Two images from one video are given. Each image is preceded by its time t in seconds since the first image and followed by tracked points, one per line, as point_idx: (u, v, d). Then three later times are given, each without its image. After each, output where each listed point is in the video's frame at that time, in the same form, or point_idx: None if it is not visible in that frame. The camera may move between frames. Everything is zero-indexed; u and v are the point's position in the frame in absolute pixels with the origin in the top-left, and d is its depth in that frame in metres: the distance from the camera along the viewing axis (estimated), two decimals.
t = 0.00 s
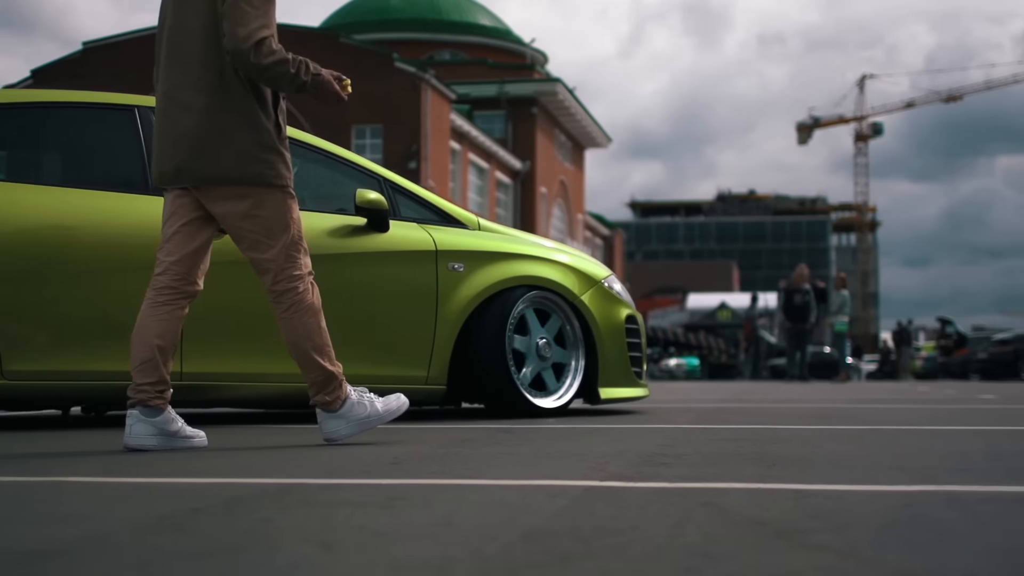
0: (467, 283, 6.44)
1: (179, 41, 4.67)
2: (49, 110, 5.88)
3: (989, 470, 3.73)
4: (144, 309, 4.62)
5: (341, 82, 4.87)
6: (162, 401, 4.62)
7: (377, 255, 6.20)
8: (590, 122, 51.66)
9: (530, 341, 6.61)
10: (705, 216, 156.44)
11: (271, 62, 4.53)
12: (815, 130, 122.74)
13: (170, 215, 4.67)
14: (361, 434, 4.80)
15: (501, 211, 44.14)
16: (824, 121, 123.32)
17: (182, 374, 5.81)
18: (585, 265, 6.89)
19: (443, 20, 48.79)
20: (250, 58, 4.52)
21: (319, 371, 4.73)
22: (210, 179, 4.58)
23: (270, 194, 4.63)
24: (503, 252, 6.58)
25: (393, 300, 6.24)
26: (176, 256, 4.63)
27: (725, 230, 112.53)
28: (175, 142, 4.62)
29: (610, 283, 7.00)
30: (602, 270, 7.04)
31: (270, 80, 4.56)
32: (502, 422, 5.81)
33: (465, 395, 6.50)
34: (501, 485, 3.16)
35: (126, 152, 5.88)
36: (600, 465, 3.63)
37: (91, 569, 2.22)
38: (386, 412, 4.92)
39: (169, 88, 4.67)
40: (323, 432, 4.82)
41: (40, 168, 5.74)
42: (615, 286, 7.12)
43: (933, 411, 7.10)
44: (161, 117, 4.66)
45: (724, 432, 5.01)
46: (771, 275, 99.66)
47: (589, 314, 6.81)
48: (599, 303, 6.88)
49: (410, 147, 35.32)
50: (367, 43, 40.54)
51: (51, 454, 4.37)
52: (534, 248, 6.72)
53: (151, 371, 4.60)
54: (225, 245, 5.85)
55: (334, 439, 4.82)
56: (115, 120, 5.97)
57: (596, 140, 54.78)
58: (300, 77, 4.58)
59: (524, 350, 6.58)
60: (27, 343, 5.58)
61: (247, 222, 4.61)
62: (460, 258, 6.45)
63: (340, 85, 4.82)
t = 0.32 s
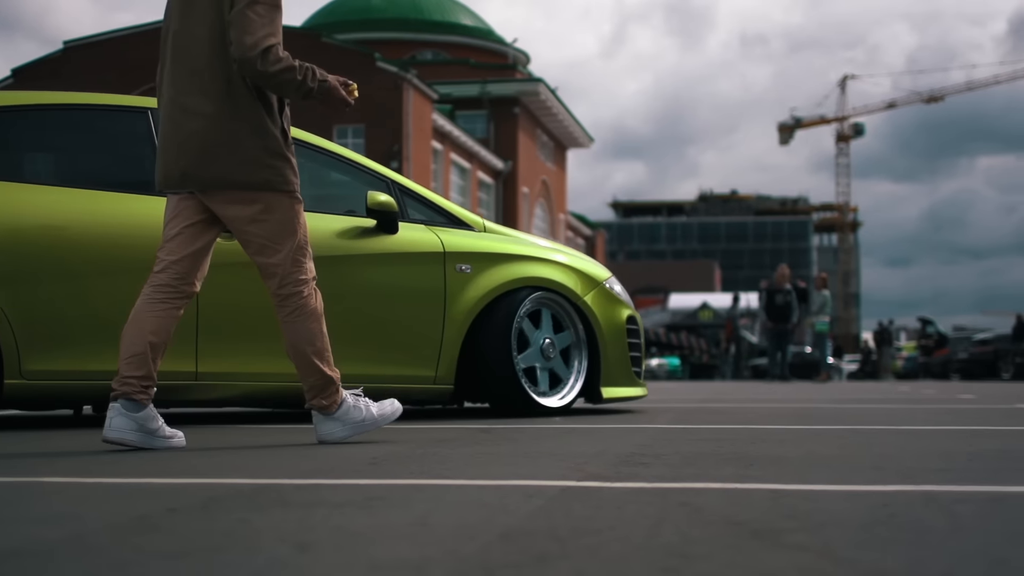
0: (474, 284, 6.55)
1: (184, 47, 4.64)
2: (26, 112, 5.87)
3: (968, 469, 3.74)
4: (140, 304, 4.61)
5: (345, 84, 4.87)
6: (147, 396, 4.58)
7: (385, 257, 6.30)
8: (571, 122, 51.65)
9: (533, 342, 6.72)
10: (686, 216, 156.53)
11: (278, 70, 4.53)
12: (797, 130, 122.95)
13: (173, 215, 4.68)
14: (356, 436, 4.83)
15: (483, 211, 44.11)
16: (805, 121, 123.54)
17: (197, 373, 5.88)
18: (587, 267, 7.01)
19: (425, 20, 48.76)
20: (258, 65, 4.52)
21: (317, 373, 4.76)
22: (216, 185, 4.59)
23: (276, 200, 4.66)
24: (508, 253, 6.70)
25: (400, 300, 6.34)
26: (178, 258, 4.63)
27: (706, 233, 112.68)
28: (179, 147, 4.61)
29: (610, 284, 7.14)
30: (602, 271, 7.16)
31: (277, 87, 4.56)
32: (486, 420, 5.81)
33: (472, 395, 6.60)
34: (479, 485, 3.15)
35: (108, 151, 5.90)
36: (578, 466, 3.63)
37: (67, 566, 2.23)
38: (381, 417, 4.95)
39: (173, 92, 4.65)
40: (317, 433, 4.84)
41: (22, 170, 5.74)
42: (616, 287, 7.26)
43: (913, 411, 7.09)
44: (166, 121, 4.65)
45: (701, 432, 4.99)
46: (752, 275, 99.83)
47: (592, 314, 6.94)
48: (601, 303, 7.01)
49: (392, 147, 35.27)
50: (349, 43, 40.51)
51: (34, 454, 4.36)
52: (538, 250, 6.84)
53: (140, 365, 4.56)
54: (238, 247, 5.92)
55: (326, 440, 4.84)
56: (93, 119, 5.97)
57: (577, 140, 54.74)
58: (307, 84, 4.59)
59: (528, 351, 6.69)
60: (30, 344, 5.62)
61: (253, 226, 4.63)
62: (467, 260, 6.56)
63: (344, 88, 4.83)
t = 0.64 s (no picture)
0: (483, 284, 6.65)
1: (193, 50, 4.66)
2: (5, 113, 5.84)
3: (947, 469, 3.73)
4: (143, 299, 4.58)
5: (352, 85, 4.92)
6: (137, 388, 4.54)
7: (396, 259, 6.38)
8: (554, 121, 51.65)
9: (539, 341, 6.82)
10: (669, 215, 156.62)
11: (287, 74, 4.56)
12: (781, 130, 123.12)
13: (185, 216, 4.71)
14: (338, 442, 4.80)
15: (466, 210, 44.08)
16: (788, 121, 123.73)
17: (213, 372, 5.91)
18: (588, 268, 7.15)
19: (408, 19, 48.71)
20: (268, 70, 4.54)
21: (313, 374, 4.79)
22: (228, 187, 4.62)
23: (287, 198, 4.71)
24: (515, 254, 6.81)
25: (411, 301, 6.42)
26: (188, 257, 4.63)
27: (688, 234, 112.77)
28: (191, 150, 4.64)
29: (612, 284, 7.28)
30: (602, 270, 7.30)
31: (286, 90, 4.59)
32: (469, 420, 5.78)
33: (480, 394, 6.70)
34: (458, 485, 3.14)
35: (88, 150, 5.89)
36: (558, 465, 3.61)
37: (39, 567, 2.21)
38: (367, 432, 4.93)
39: (184, 94, 4.66)
40: (300, 431, 4.84)
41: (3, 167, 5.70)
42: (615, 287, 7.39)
43: (895, 412, 7.10)
44: (177, 123, 4.67)
45: (681, 432, 4.98)
46: (735, 275, 99.97)
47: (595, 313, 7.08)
48: (603, 303, 7.15)
49: (375, 146, 35.18)
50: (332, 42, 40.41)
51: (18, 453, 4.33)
52: (541, 251, 6.96)
53: (140, 354, 4.52)
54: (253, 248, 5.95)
55: (308, 440, 4.83)
56: (78, 119, 5.97)
57: (560, 139, 54.72)
58: (315, 87, 4.63)
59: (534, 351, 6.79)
60: (47, 345, 5.64)
61: (265, 226, 4.68)
62: (475, 260, 6.66)
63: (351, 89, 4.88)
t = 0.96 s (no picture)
0: (490, 284, 6.75)
1: (203, 47, 4.75)
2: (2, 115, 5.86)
3: (924, 469, 3.74)
4: (161, 292, 4.66)
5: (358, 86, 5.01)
6: (143, 374, 4.55)
7: (403, 259, 6.47)
8: (537, 120, 51.63)
9: (544, 340, 6.89)
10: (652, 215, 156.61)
11: (298, 71, 4.65)
12: (763, 129, 123.42)
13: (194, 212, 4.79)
14: (319, 441, 4.79)
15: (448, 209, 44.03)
16: (771, 121, 123.88)
17: (228, 374, 5.94)
18: (591, 268, 7.24)
19: (391, 18, 48.65)
20: (281, 67, 4.63)
21: (298, 371, 4.79)
22: (240, 183, 4.70)
23: (294, 194, 4.78)
24: (520, 255, 6.90)
25: (418, 300, 6.52)
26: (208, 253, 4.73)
27: (670, 235, 112.99)
28: (204, 146, 4.71)
29: (614, 284, 7.37)
30: (603, 270, 7.39)
31: (297, 88, 4.68)
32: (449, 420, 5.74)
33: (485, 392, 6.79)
34: (435, 484, 3.14)
35: (83, 152, 5.91)
36: (536, 466, 3.61)
37: (13, 565, 2.21)
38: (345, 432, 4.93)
39: (196, 92, 4.74)
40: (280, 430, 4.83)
41: None
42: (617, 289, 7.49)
43: (877, 412, 7.10)
44: (187, 120, 4.75)
45: (660, 431, 4.97)
46: (717, 274, 100.14)
47: (598, 314, 7.16)
48: (606, 303, 7.24)
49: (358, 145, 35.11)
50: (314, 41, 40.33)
51: None
52: (545, 252, 7.05)
53: (152, 339, 4.56)
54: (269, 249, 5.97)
55: (289, 439, 4.82)
56: (63, 121, 5.96)
57: (543, 139, 54.70)
58: (325, 85, 4.72)
59: (539, 351, 6.86)
60: (64, 346, 5.68)
61: (272, 220, 4.75)
62: (482, 261, 6.76)
63: (357, 88, 4.97)
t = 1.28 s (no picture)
0: (496, 284, 6.86)
1: (213, 45, 4.82)
2: (18, 119, 5.96)
3: (904, 470, 3.73)
4: (185, 289, 4.75)
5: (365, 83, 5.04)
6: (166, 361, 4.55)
7: (414, 259, 6.57)
8: (520, 120, 51.61)
9: (546, 340, 7.03)
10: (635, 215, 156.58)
11: (310, 68, 4.69)
12: (745, 130, 123.51)
13: (206, 216, 4.85)
14: (296, 442, 4.76)
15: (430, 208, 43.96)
16: (753, 121, 123.97)
17: (242, 370, 6.07)
18: (591, 269, 7.37)
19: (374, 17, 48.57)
20: (293, 64, 4.67)
21: (279, 370, 4.77)
22: (244, 180, 4.73)
23: (293, 192, 4.79)
24: (524, 257, 7.02)
25: (428, 300, 6.61)
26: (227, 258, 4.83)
27: (653, 234, 112.98)
28: (211, 145, 4.77)
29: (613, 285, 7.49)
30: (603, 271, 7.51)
31: (309, 85, 4.72)
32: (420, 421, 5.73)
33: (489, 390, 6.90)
34: (413, 485, 3.12)
35: (81, 154, 5.99)
36: (515, 466, 3.59)
37: None
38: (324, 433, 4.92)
39: (206, 90, 4.81)
40: (260, 430, 4.81)
41: (14, 166, 5.82)
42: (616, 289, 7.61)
43: (858, 411, 7.09)
44: (193, 117, 4.82)
45: (640, 431, 4.96)
46: (700, 274, 100.19)
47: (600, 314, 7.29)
48: (607, 304, 7.36)
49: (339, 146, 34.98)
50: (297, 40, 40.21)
51: None
52: (546, 254, 7.16)
53: (175, 330, 4.59)
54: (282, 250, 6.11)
55: (267, 440, 4.79)
56: (60, 125, 6.04)
57: (526, 138, 54.66)
58: (335, 82, 4.75)
59: (543, 350, 7.00)
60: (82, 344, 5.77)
61: (267, 215, 4.74)
62: (487, 262, 6.87)
63: (364, 85, 4.99)
